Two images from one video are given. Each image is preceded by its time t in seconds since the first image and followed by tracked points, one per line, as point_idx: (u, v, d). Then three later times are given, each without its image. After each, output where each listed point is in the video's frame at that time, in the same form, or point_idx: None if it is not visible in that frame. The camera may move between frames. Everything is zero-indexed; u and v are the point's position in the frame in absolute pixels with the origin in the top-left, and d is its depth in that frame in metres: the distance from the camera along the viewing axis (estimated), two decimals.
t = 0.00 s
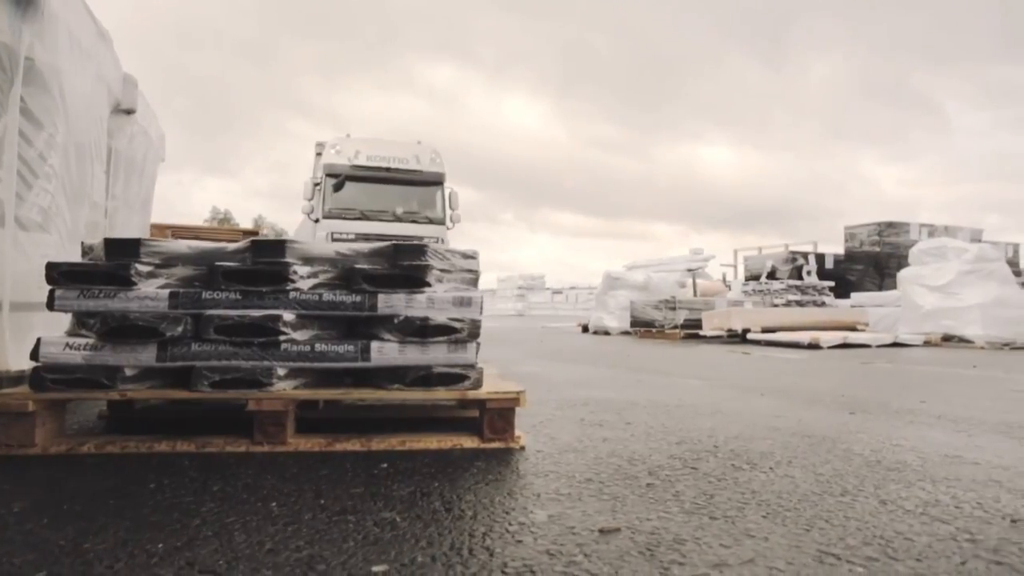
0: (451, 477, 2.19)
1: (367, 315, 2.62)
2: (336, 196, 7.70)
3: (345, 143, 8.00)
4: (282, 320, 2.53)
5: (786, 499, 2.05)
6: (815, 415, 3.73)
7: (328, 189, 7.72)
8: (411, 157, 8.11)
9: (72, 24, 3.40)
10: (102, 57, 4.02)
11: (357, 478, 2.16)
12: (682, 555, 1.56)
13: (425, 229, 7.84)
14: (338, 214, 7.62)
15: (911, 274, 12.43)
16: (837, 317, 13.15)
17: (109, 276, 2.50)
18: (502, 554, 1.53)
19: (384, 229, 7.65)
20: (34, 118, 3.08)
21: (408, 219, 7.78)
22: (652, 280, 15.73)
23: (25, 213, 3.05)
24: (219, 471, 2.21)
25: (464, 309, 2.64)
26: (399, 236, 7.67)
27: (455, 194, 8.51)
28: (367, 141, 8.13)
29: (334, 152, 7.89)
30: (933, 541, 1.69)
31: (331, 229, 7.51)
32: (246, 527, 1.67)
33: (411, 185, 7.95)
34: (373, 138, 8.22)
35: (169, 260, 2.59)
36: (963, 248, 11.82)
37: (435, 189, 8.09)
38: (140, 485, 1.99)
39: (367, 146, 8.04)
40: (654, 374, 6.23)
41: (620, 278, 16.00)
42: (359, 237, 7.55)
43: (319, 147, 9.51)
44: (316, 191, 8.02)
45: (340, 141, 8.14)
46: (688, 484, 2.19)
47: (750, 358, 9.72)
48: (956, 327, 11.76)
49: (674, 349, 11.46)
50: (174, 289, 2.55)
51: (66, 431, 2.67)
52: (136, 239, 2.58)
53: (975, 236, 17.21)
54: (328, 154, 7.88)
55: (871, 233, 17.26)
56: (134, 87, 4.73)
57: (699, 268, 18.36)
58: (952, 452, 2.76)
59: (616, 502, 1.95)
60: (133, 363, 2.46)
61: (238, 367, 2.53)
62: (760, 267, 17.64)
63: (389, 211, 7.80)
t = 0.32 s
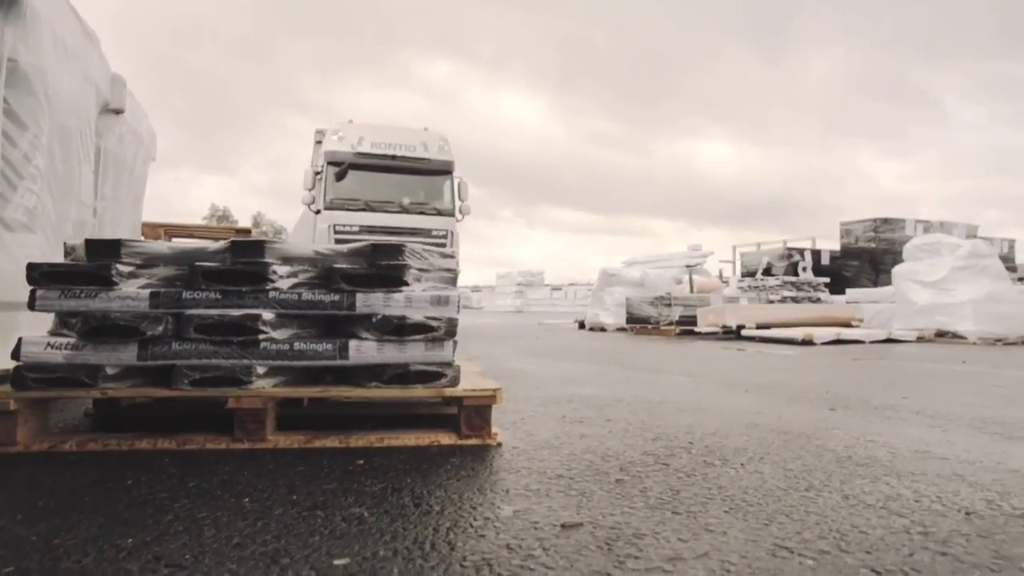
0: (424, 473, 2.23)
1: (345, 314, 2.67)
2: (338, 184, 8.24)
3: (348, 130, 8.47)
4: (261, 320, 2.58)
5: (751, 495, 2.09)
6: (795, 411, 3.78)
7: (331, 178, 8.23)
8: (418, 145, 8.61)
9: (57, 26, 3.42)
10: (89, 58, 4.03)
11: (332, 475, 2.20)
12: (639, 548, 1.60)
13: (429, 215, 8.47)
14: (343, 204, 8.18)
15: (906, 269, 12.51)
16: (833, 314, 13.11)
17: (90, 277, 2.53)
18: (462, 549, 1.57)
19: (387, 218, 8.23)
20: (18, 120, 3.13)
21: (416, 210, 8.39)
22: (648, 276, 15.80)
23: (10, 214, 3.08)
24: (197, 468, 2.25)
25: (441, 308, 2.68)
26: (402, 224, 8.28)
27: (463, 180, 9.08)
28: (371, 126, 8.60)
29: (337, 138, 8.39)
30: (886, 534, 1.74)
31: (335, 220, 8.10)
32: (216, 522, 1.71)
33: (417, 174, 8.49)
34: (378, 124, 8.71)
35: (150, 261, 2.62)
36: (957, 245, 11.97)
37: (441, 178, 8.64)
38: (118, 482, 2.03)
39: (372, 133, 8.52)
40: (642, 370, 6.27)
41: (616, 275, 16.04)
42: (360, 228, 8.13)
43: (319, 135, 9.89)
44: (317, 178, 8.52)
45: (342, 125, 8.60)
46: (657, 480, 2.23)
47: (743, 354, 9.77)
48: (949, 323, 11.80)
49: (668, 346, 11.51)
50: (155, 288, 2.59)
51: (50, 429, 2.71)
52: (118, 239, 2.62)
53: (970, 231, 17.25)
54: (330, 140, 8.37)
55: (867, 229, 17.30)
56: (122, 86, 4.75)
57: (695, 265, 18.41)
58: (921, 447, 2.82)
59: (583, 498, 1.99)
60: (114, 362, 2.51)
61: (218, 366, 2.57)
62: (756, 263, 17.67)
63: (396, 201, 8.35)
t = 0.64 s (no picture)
0: (396, 469, 2.28)
1: (323, 312, 2.71)
2: (340, 172, 8.84)
3: (351, 115, 9.06)
4: (239, 318, 2.62)
5: (715, 489, 2.13)
6: (774, 406, 3.83)
7: (333, 165, 8.84)
8: (423, 130, 9.29)
9: (40, 26, 3.45)
10: (76, 57, 4.07)
11: (306, 470, 2.25)
12: (594, 542, 1.64)
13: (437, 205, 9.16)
14: (347, 191, 8.80)
15: (898, 266, 12.45)
16: (825, 308, 13.24)
17: (69, 276, 2.56)
18: (422, 542, 1.62)
19: (395, 207, 8.88)
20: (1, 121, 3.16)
21: (422, 198, 9.09)
22: (645, 273, 15.95)
23: None
24: (175, 464, 2.29)
25: (417, 307, 2.72)
26: (408, 214, 8.94)
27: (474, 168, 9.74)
28: (374, 112, 9.19)
29: (340, 124, 8.97)
30: (839, 527, 1.79)
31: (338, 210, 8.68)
32: (185, 516, 1.76)
33: (422, 161, 9.20)
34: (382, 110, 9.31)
35: (130, 260, 2.65)
36: (947, 238, 11.95)
37: (444, 164, 9.35)
38: (93, 478, 2.07)
39: (377, 119, 9.14)
40: (631, 366, 6.33)
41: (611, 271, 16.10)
42: (365, 218, 8.77)
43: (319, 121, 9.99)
44: (318, 164, 9.07)
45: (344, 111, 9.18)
46: (625, 475, 2.27)
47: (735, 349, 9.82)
48: (942, 318, 11.84)
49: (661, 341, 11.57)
50: (134, 288, 2.62)
51: (34, 425, 2.76)
52: (97, 239, 2.65)
53: (965, 225, 17.35)
54: (333, 126, 8.96)
55: (862, 224, 17.38)
56: (110, 85, 4.77)
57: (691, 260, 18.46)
58: (890, 440, 2.87)
59: (548, 493, 2.03)
60: (94, 361, 2.55)
61: (197, 364, 2.61)
62: (753, 258, 17.80)
63: (403, 189, 9.04)
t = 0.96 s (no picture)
0: (372, 467, 2.31)
1: (304, 312, 2.75)
2: (344, 160, 8.80)
3: (356, 98, 8.99)
4: (220, 319, 2.65)
5: (682, 486, 2.16)
6: (757, 405, 3.86)
7: (337, 153, 8.79)
8: (433, 116, 9.29)
9: (26, 27, 3.47)
10: (63, 59, 4.09)
11: (283, 469, 2.28)
12: (555, 538, 1.67)
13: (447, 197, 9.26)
14: (353, 181, 8.80)
15: (892, 262, 12.46)
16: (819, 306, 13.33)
17: (51, 278, 2.60)
18: (386, 539, 1.65)
19: (404, 198, 8.95)
20: None
21: (432, 188, 9.16)
22: (640, 271, 15.95)
23: None
24: (154, 462, 2.33)
25: (395, 307, 2.76)
26: (417, 206, 9.02)
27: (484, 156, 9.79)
28: (380, 96, 9.12)
29: (345, 108, 8.91)
30: (799, 524, 1.82)
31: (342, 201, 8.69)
32: (157, 513, 1.80)
33: (432, 149, 9.23)
34: (389, 94, 9.23)
35: (112, 262, 2.69)
36: (942, 237, 11.97)
37: (454, 152, 9.38)
38: (72, 477, 2.11)
39: (384, 103, 9.08)
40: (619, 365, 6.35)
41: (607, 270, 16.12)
42: (372, 210, 8.80)
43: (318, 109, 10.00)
44: (321, 152, 9.04)
45: (349, 95, 9.09)
46: (596, 473, 2.30)
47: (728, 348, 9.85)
48: (935, 316, 11.87)
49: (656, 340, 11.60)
50: (116, 288, 2.65)
51: (18, 424, 2.80)
52: (79, 241, 2.69)
53: (959, 224, 17.46)
54: (338, 111, 8.88)
55: (857, 222, 17.45)
56: (99, 86, 4.80)
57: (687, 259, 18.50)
58: (864, 439, 2.91)
59: (517, 491, 2.06)
60: (76, 361, 2.59)
61: (178, 364, 2.64)
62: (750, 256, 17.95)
63: (413, 179, 9.10)
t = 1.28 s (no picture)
0: (350, 466, 2.35)
1: (286, 313, 2.78)
2: (350, 148, 8.78)
3: (364, 83, 9.01)
4: (203, 319, 2.69)
5: (652, 484, 2.19)
6: (741, 403, 3.89)
7: (343, 140, 8.76)
8: (445, 101, 9.30)
9: (12, 29, 3.49)
10: (52, 60, 4.10)
11: (263, 468, 2.32)
12: (522, 536, 1.70)
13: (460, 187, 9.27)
14: (361, 169, 8.77)
15: (886, 262, 12.45)
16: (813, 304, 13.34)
17: (35, 279, 2.64)
18: (357, 536, 1.68)
19: (416, 188, 8.96)
20: None
21: (445, 177, 9.16)
22: (635, 270, 16.02)
23: None
24: (136, 461, 2.36)
25: (376, 307, 2.79)
26: (430, 197, 9.05)
27: (497, 144, 9.81)
28: (388, 81, 9.12)
29: (351, 92, 8.91)
30: (762, 521, 1.85)
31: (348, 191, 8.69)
32: (134, 511, 1.83)
33: (443, 136, 9.24)
34: (397, 78, 9.24)
35: (96, 264, 2.72)
36: (936, 236, 11.98)
37: (465, 139, 9.40)
38: (53, 476, 2.14)
39: (393, 88, 9.08)
40: (610, 364, 6.38)
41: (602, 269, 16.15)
42: (380, 200, 8.83)
43: (320, 96, 10.01)
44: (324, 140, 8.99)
45: (356, 79, 9.09)
46: (570, 471, 2.33)
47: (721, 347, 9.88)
48: (929, 315, 11.92)
49: (651, 338, 11.62)
50: (100, 289, 2.69)
51: (3, 424, 2.84)
52: (64, 243, 2.72)
53: (954, 222, 17.55)
54: (345, 94, 8.85)
55: (853, 221, 17.54)
56: (90, 87, 4.81)
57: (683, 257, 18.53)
58: (841, 438, 2.94)
59: (489, 489, 2.09)
60: (60, 361, 2.62)
61: (161, 364, 2.67)
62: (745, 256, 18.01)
63: (424, 168, 9.09)
